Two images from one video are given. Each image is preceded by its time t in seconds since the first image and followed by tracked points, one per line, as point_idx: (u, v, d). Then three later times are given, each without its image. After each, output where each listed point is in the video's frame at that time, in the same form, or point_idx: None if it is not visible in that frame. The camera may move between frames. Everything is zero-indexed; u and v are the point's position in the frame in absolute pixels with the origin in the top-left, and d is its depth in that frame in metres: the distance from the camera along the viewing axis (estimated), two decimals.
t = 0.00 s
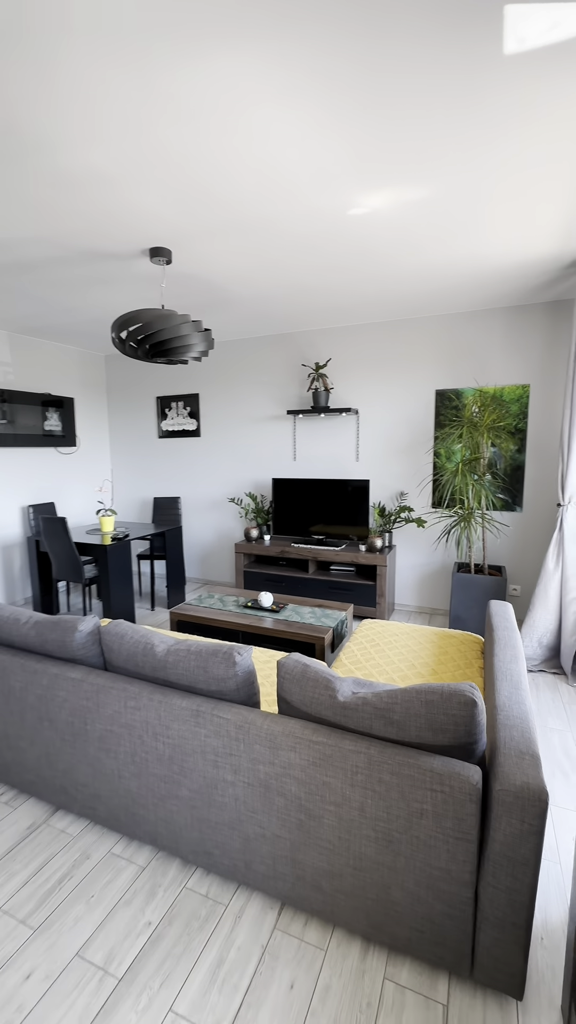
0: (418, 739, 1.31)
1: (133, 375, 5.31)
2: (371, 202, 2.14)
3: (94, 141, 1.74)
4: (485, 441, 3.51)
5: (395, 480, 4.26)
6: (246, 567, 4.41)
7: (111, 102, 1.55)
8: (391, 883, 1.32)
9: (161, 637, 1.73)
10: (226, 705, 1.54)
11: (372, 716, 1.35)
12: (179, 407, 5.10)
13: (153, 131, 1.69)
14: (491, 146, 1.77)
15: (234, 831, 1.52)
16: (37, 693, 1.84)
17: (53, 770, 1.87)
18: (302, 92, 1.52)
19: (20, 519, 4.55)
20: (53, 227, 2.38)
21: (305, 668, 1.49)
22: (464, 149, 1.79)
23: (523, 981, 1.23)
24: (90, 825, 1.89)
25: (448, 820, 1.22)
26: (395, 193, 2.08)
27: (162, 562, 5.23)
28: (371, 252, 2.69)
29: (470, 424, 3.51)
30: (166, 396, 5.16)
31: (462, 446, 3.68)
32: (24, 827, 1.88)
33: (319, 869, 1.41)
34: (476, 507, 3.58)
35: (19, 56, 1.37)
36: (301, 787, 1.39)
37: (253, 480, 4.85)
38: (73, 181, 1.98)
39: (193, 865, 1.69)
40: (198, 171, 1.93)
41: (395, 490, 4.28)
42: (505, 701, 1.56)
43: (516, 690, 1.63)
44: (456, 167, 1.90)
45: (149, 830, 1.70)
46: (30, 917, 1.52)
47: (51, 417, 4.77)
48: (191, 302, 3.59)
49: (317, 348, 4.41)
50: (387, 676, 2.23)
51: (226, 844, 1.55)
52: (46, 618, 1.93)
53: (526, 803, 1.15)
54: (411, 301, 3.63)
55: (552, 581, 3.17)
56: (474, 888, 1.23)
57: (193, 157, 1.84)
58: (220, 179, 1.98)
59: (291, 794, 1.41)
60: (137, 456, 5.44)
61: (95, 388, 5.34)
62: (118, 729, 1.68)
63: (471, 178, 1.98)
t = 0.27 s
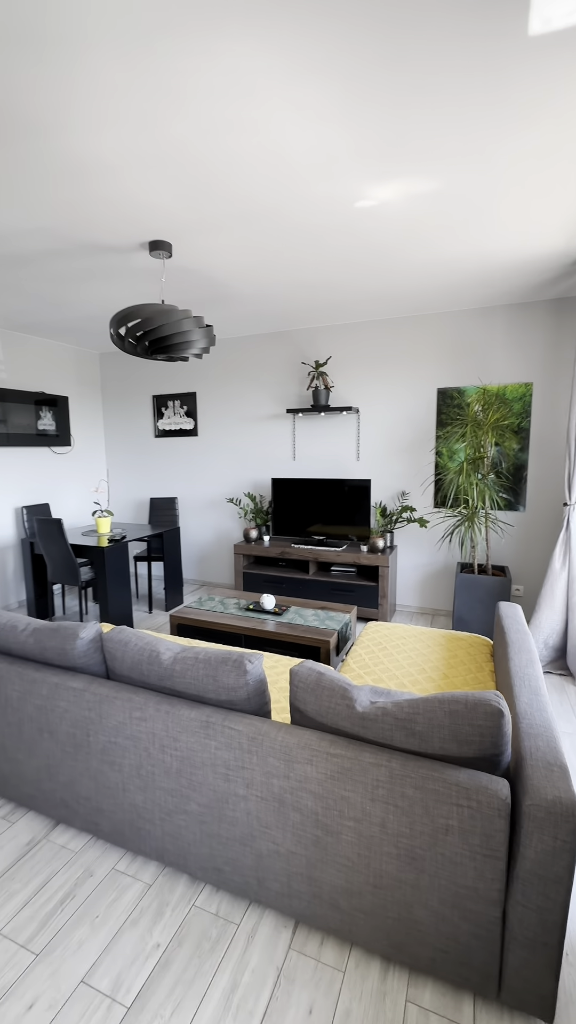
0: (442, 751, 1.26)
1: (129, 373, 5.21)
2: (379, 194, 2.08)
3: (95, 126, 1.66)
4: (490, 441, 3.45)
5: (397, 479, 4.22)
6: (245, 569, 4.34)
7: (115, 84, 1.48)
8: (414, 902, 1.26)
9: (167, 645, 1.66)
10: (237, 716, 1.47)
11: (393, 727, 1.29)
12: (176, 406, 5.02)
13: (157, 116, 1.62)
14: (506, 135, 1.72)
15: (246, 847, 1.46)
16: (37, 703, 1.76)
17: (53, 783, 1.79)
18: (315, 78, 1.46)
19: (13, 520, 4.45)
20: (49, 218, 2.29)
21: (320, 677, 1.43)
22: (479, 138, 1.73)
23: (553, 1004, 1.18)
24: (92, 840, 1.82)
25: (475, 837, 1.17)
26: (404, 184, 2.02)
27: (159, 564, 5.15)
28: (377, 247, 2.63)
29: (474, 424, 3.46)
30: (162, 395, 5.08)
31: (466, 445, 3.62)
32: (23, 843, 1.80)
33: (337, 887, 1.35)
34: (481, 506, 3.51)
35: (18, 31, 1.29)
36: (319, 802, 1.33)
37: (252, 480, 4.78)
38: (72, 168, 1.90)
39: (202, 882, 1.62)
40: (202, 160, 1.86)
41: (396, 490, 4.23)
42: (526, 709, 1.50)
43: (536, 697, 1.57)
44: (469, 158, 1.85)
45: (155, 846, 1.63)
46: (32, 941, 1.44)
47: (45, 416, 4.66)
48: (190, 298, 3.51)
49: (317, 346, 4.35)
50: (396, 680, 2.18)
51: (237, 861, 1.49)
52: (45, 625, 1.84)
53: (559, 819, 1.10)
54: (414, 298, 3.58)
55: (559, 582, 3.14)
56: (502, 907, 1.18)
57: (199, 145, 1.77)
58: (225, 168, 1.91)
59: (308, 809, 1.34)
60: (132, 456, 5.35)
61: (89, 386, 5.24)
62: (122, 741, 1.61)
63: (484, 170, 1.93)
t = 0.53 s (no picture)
0: (470, 764, 1.20)
1: (133, 373, 5.17)
2: (395, 188, 2.04)
3: (107, 118, 1.62)
4: (501, 441, 3.39)
5: (405, 481, 4.16)
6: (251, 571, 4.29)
7: (129, 73, 1.43)
8: (441, 923, 1.20)
9: (180, 651, 1.60)
10: (254, 726, 1.42)
11: (418, 739, 1.24)
12: (181, 406, 4.97)
13: (171, 108, 1.57)
14: (529, 126, 1.68)
15: (263, 862, 1.40)
16: (45, 711, 1.71)
17: (61, 793, 1.74)
18: (336, 64, 1.42)
19: (17, 521, 4.40)
20: (58, 214, 2.25)
21: (340, 686, 1.37)
22: (500, 130, 1.69)
23: None
24: (101, 852, 1.76)
25: (508, 855, 1.11)
26: (421, 178, 1.98)
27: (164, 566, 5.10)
28: (389, 243, 2.58)
29: (486, 424, 3.40)
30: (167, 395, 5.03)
31: (477, 447, 3.56)
32: (30, 855, 1.75)
33: (358, 905, 1.29)
34: (492, 508, 3.47)
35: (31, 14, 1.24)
36: (340, 816, 1.27)
37: (258, 482, 4.73)
38: (82, 162, 1.85)
39: (215, 897, 1.56)
40: (216, 154, 1.82)
41: (405, 492, 4.18)
42: (552, 719, 1.45)
43: (562, 706, 1.52)
44: (489, 151, 1.80)
45: (167, 859, 1.58)
46: (40, 960, 1.39)
47: (49, 416, 4.62)
48: (197, 296, 3.46)
49: (324, 346, 4.30)
50: (412, 687, 2.12)
51: (253, 876, 1.43)
52: (53, 630, 1.79)
53: None
54: (423, 297, 3.54)
55: (573, 583, 3.08)
56: (536, 930, 1.12)
57: (212, 137, 1.72)
58: (238, 163, 1.87)
59: (328, 824, 1.29)
60: (137, 457, 5.30)
61: (93, 386, 5.19)
62: (134, 751, 1.55)
63: (504, 163, 1.88)
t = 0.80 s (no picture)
0: (504, 783, 1.14)
1: (148, 374, 5.17)
2: (419, 183, 1.99)
3: (128, 114, 1.59)
4: (524, 443, 3.30)
5: (423, 483, 4.09)
6: (266, 574, 4.25)
7: (152, 67, 1.40)
8: (473, 950, 1.14)
9: (198, 658, 1.56)
10: (274, 736, 1.37)
11: (449, 755, 1.18)
12: (196, 407, 4.96)
13: (192, 102, 1.54)
14: (561, 117, 1.62)
15: (283, 878, 1.35)
16: (61, 716, 1.69)
17: (76, 800, 1.71)
18: (363, 54, 1.37)
19: (32, 522, 4.42)
20: (77, 213, 2.24)
21: (365, 697, 1.32)
22: (531, 121, 1.63)
23: None
24: (115, 861, 1.73)
25: (546, 882, 1.05)
26: (447, 172, 1.92)
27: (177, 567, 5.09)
28: (410, 240, 2.53)
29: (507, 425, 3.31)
30: (182, 396, 5.02)
31: (499, 449, 3.47)
32: (44, 862, 1.72)
33: (384, 927, 1.24)
34: (513, 512, 3.39)
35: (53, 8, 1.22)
36: (365, 834, 1.22)
37: (272, 483, 4.69)
38: (102, 160, 1.83)
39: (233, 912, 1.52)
40: (237, 150, 1.78)
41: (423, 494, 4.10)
42: None
43: None
44: (519, 143, 1.75)
45: (184, 871, 1.54)
46: (54, 972, 1.35)
47: (64, 417, 4.63)
48: (214, 297, 3.44)
49: (341, 346, 4.25)
50: (434, 696, 2.06)
51: (273, 892, 1.38)
52: (69, 634, 1.77)
53: None
54: (443, 296, 3.48)
55: None
56: None
57: (234, 133, 1.68)
58: (259, 159, 1.84)
59: (352, 842, 1.23)
60: (151, 458, 5.31)
61: (109, 387, 5.21)
62: (151, 759, 1.52)
63: (534, 155, 1.82)
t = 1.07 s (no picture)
0: (550, 810, 1.05)
1: (174, 374, 5.19)
2: (456, 169, 1.89)
3: (156, 106, 1.56)
4: (562, 442, 3.14)
5: (453, 484, 3.96)
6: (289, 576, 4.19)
7: (179, 53, 1.36)
8: (514, 991, 1.05)
9: (221, 663, 1.51)
10: (300, 749, 1.31)
11: (489, 777, 1.09)
12: (221, 407, 4.94)
13: (221, 90, 1.49)
14: None
15: (308, 898, 1.29)
16: (82, 718, 1.66)
17: (97, 804, 1.68)
18: (399, 29, 1.30)
19: (60, 521, 4.47)
20: (104, 211, 2.23)
21: (397, 711, 1.24)
22: None
23: None
24: (135, 868, 1.69)
25: None
26: (486, 156, 1.82)
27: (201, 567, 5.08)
28: (444, 232, 2.43)
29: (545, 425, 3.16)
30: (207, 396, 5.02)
31: (535, 449, 3.32)
32: (65, 866, 1.70)
33: (415, 958, 1.15)
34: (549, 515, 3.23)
35: None
36: (397, 858, 1.14)
37: (296, 484, 4.64)
38: (129, 155, 1.81)
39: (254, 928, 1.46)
40: (266, 140, 1.73)
41: (452, 496, 3.97)
42: None
43: None
44: (566, 122, 1.64)
45: (204, 883, 1.49)
46: (72, 982, 1.32)
47: (92, 418, 4.66)
48: (240, 295, 3.40)
49: (369, 345, 4.16)
50: (467, 708, 1.95)
51: (297, 912, 1.32)
52: (92, 635, 1.74)
53: None
54: (476, 291, 3.35)
55: None
56: None
57: (263, 121, 1.63)
58: (288, 149, 1.78)
59: (383, 865, 1.16)
60: (176, 458, 5.32)
61: (135, 388, 5.25)
62: (172, 766, 1.47)
63: None
